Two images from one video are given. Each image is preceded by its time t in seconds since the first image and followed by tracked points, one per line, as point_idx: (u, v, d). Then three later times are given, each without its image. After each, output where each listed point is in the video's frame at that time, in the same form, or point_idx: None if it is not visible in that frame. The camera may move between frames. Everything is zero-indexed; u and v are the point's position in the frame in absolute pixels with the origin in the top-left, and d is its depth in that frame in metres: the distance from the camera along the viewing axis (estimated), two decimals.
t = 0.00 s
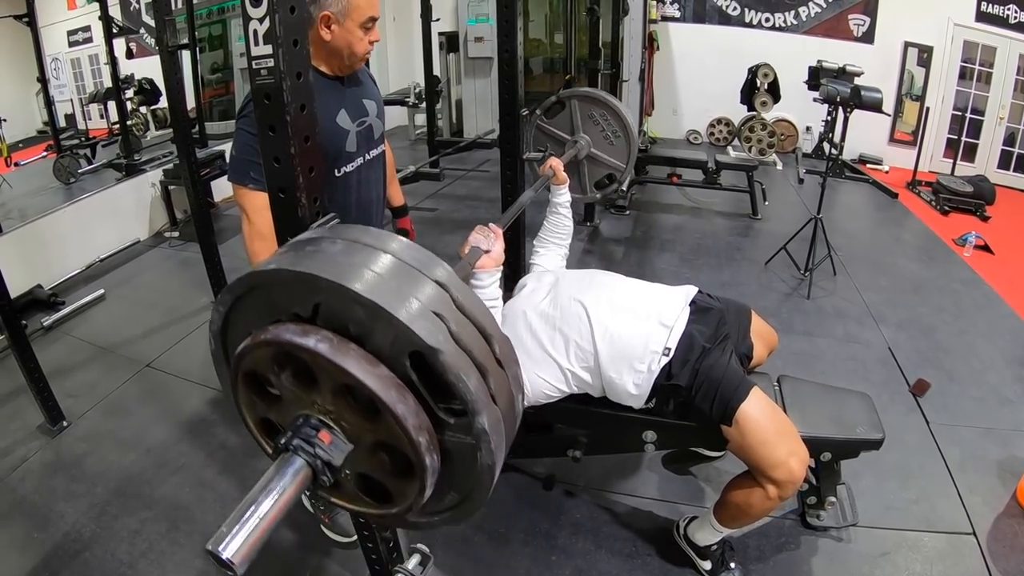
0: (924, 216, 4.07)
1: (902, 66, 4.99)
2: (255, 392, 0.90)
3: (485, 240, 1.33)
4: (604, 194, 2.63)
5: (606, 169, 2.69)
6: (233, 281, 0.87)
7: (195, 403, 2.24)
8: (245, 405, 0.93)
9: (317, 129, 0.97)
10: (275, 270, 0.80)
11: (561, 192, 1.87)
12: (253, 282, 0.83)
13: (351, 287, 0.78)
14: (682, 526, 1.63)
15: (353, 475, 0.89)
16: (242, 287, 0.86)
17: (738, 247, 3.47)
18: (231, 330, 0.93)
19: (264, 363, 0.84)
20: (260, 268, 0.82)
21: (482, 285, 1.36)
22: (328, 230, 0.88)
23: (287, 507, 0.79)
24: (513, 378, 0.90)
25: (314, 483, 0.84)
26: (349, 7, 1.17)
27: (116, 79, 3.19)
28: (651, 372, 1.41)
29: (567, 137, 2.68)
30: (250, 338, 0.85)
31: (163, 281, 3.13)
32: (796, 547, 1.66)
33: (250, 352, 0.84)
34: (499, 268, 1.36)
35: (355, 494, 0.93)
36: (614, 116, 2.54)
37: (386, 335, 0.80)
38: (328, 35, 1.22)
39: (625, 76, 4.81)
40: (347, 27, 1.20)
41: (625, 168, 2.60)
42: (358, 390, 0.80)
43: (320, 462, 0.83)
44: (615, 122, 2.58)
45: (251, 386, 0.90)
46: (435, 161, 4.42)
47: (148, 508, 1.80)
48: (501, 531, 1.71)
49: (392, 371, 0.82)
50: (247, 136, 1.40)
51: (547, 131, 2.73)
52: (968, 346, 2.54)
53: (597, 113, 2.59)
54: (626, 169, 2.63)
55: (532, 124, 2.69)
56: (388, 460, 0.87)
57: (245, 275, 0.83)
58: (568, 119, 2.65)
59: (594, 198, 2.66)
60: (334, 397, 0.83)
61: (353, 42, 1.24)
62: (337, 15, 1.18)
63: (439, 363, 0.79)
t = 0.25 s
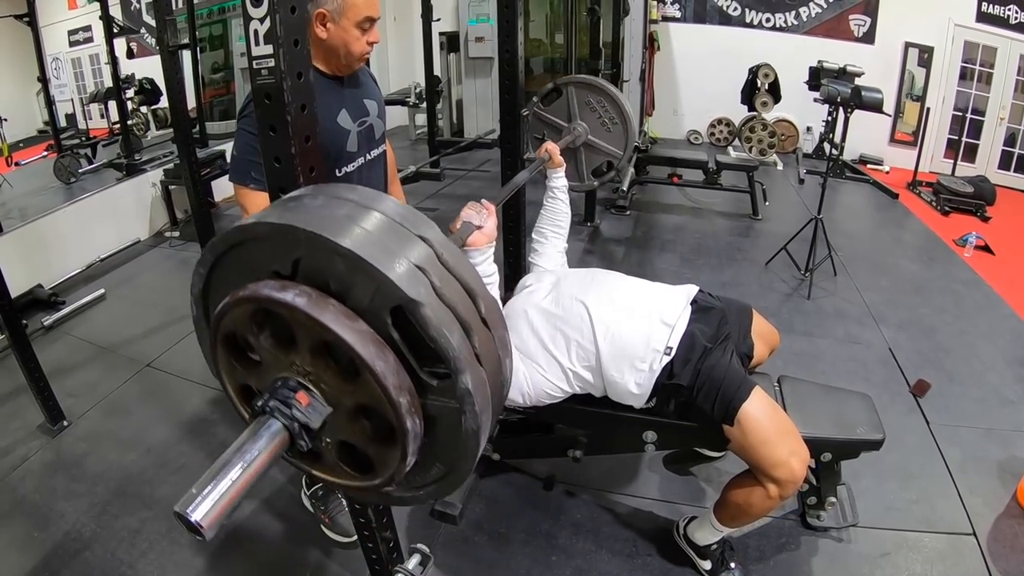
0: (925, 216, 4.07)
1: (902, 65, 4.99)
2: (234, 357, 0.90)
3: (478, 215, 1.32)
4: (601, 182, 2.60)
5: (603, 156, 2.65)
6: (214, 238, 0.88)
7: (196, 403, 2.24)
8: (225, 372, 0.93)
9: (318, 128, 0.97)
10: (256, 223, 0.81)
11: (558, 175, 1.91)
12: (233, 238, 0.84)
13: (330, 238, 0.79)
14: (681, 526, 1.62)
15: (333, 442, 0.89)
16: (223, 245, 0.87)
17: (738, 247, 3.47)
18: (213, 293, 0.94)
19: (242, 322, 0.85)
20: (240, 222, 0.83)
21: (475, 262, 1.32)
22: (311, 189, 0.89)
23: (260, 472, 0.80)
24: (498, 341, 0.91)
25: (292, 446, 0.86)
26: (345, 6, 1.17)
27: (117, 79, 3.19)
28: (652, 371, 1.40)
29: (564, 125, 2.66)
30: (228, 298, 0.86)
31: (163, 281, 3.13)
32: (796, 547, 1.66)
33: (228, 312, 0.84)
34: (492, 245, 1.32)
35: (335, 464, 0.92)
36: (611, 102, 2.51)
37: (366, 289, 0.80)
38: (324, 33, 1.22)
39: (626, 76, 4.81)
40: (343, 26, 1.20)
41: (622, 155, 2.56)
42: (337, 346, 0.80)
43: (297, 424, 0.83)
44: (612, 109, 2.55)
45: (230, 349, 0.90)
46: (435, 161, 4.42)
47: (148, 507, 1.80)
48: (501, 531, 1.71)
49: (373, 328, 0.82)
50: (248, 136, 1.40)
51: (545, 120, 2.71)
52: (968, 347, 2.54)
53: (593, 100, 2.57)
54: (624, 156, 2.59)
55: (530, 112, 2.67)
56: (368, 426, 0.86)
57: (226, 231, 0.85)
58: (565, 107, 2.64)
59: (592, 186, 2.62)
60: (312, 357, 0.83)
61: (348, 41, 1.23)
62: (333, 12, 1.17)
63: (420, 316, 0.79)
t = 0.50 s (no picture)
0: (925, 217, 4.07)
1: (903, 66, 4.98)
2: (221, 338, 0.91)
3: (471, 203, 1.23)
4: (598, 174, 2.62)
5: (602, 149, 2.66)
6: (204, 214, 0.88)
7: (196, 403, 2.24)
8: (214, 353, 0.93)
9: (318, 129, 0.97)
10: (245, 198, 0.82)
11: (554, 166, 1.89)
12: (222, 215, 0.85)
13: (318, 214, 0.79)
14: (682, 526, 1.62)
15: (321, 425, 0.89)
16: (213, 223, 0.88)
17: (739, 247, 3.47)
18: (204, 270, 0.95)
19: (230, 300, 0.85)
20: (230, 198, 0.84)
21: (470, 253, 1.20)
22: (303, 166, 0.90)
23: (247, 451, 0.81)
24: (490, 323, 0.91)
25: (278, 429, 0.86)
26: (336, 4, 1.17)
27: (117, 78, 3.19)
28: (652, 371, 1.40)
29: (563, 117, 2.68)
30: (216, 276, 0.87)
31: (164, 281, 3.13)
32: (796, 548, 1.66)
33: (216, 290, 0.85)
34: (488, 233, 1.21)
35: (323, 448, 0.92)
36: (609, 94, 2.53)
37: (354, 266, 0.81)
38: (315, 30, 1.22)
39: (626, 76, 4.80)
40: (333, 24, 1.20)
41: (619, 147, 2.56)
42: (323, 324, 0.81)
43: (282, 405, 0.84)
44: (611, 101, 2.58)
45: (220, 328, 0.91)
46: (436, 161, 4.42)
47: (148, 507, 1.80)
48: (502, 531, 1.71)
49: (361, 306, 0.83)
50: (249, 137, 1.40)
51: (544, 111, 2.74)
52: (969, 347, 2.54)
53: (592, 92, 2.60)
54: (621, 149, 2.60)
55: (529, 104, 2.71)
56: (356, 408, 0.87)
57: (216, 208, 0.85)
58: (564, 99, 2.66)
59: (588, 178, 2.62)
60: (299, 337, 0.83)
61: (337, 40, 1.23)
62: (324, 9, 1.18)
63: (408, 294, 0.79)
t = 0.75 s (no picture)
0: (925, 217, 4.07)
1: (903, 66, 4.98)
2: (222, 349, 0.91)
3: (471, 207, 1.21)
4: (598, 174, 2.62)
5: (602, 149, 2.66)
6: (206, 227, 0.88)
7: (196, 402, 2.24)
8: (214, 364, 0.93)
9: (319, 129, 0.97)
10: (248, 213, 0.82)
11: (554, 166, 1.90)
12: (223, 228, 0.85)
13: (321, 231, 0.79)
14: (682, 527, 1.62)
15: (324, 437, 0.89)
16: (214, 236, 0.87)
17: (739, 247, 3.48)
18: (205, 282, 0.95)
19: (232, 313, 0.85)
20: (233, 213, 0.83)
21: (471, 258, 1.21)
22: (305, 180, 0.90)
23: (252, 464, 0.81)
24: (492, 336, 0.91)
25: (282, 441, 0.87)
26: (336, 4, 1.17)
27: (117, 78, 3.19)
28: (653, 372, 1.41)
29: (563, 117, 2.67)
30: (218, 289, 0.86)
31: (164, 281, 3.13)
32: (796, 548, 1.66)
33: (218, 303, 0.85)
34: (488, 238, 1.21)
35: (325, 459, 0.93)
36: (610, 95, 2.53)
37: (357, 282, 0.81)
38: (315, 30, 1.22)
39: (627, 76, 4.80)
40: (333, 24, 1.20)
41: (619, 147, 2.56)
42: (327, 339, 0.81)
43: (286, 419, 0.84)
44: (611, 102, 2.58)
45: (221, 340, 0.91)
46: (436, 161, 4.41)
47: (149, 506, 1.80)
48: (502, 531, 1.71)
49: (364, 322, 0.83)
50: (249, 137, 1.40)
51: (543, 111, 2.73)
52: (969, 348, 2.54)
53: (592, 92, 2.59)
54: (621, 150, 2.59)
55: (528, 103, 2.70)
56: (359, 421, 0.87)
57: (218, 222, 0.85)
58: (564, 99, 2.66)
59: (588, 178, 2.61)
60: (302, 351, 0.83)
61: (337, 40, 1.24)
62: (324, 9, 1.18)
63: (411, 311, 0.80)
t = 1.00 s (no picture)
0: (926, 217, 4.07)
1: (904, 66, 4.98)
2: (227, 357, 0.91)
3: (474, 209, 1.20)
4: (598, 174, 2.62)
5: (602, 149, 2.66)
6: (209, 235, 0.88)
7: (196, 402, 2.24)
8: (220, 371, 0.93)
9: (319, 129, 0.97)
10: (252, 221, 0.82)
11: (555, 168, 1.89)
12: (227, 236, 0.85)
13: (326, 239, 0.79)
14: (683, 527, 1.63)
15: (330, 444, 0.89)
16: (218, 244, 0.87)
17: (739, 247, 3.47)
18: (208, 290, 0.94)
19: (237, 321, 0.85)
20: (237, 221, 0.83)
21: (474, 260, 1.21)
22: (309, 187, 0.90)
23: (259, 473, 0.81)
24: (498, 342, 0.91)
25: (289, 449, 0.87)
26: (336, 3, 1.17)
27: (118, 77, 3.19)
28: (653, 373, 1.41)
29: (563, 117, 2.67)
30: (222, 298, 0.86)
31: (164, 280, 3.13)
32: (796, 548, 1.66)
33: (223, 311, 0.85)
34: (491, 241, 1.21)
35: (331, 466, 0.93)
36: (611, 95, 2.53)
37: (363, 290, 0.81)
38: (315, 30, 1.22)
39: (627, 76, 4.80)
40: (333, 24, 1.20)
41: (620, 147, 2.56)
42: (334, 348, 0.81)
43: (293, 427, 0.84)
44: (612, 102, 2.58)
45: (225, 348, 0.91)
46: (437, 160, 4.41)
47: (149, 506, 1.80)
48: (502, 531, 1.71)
49: (370, 330, 0.83)
50: (250, 136, 1.40)
51: (543, 111, 2.72)
52: (969, 348, 2.54)
53: (592, 91, 2.59)
54: (622, 150, 2.60)
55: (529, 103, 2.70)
56: (365, 428, 0.87)
57: (221, 230, 0.85)
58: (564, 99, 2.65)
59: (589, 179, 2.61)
60: (308, 359, 0.83)
61: (337, 39, 1.23)
62: (323, 9, 1.18)
63: (418, 319, 0.80)
